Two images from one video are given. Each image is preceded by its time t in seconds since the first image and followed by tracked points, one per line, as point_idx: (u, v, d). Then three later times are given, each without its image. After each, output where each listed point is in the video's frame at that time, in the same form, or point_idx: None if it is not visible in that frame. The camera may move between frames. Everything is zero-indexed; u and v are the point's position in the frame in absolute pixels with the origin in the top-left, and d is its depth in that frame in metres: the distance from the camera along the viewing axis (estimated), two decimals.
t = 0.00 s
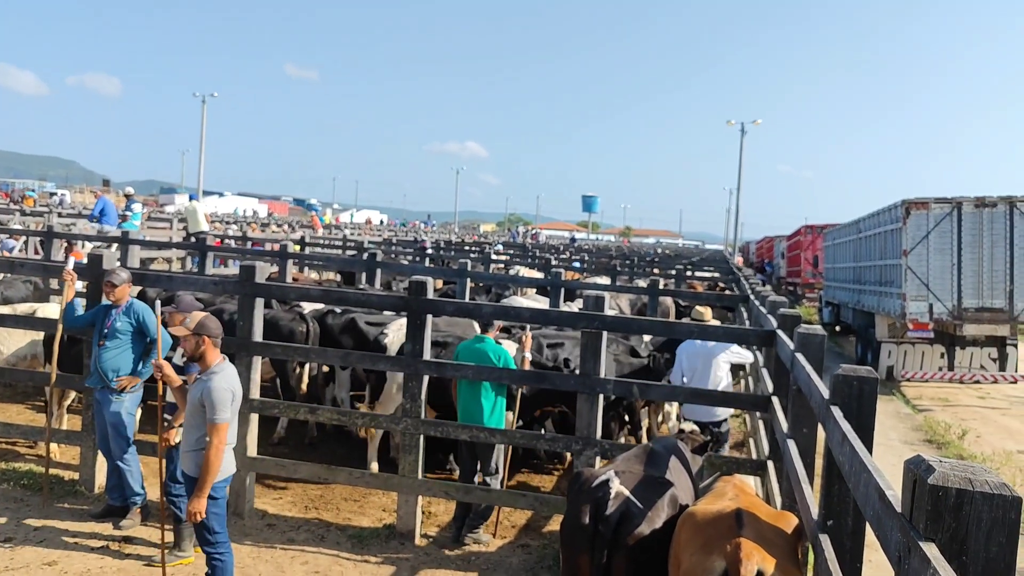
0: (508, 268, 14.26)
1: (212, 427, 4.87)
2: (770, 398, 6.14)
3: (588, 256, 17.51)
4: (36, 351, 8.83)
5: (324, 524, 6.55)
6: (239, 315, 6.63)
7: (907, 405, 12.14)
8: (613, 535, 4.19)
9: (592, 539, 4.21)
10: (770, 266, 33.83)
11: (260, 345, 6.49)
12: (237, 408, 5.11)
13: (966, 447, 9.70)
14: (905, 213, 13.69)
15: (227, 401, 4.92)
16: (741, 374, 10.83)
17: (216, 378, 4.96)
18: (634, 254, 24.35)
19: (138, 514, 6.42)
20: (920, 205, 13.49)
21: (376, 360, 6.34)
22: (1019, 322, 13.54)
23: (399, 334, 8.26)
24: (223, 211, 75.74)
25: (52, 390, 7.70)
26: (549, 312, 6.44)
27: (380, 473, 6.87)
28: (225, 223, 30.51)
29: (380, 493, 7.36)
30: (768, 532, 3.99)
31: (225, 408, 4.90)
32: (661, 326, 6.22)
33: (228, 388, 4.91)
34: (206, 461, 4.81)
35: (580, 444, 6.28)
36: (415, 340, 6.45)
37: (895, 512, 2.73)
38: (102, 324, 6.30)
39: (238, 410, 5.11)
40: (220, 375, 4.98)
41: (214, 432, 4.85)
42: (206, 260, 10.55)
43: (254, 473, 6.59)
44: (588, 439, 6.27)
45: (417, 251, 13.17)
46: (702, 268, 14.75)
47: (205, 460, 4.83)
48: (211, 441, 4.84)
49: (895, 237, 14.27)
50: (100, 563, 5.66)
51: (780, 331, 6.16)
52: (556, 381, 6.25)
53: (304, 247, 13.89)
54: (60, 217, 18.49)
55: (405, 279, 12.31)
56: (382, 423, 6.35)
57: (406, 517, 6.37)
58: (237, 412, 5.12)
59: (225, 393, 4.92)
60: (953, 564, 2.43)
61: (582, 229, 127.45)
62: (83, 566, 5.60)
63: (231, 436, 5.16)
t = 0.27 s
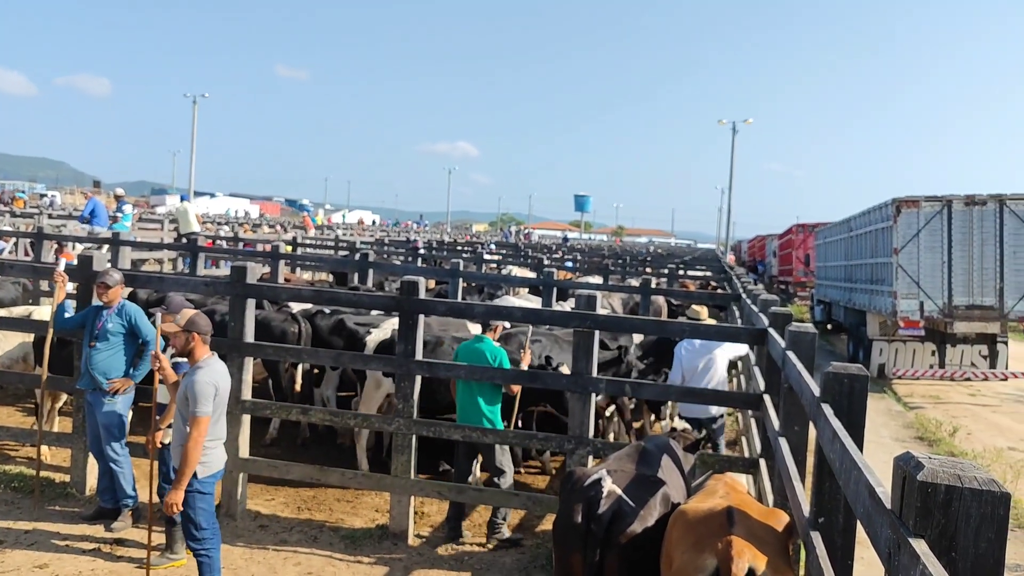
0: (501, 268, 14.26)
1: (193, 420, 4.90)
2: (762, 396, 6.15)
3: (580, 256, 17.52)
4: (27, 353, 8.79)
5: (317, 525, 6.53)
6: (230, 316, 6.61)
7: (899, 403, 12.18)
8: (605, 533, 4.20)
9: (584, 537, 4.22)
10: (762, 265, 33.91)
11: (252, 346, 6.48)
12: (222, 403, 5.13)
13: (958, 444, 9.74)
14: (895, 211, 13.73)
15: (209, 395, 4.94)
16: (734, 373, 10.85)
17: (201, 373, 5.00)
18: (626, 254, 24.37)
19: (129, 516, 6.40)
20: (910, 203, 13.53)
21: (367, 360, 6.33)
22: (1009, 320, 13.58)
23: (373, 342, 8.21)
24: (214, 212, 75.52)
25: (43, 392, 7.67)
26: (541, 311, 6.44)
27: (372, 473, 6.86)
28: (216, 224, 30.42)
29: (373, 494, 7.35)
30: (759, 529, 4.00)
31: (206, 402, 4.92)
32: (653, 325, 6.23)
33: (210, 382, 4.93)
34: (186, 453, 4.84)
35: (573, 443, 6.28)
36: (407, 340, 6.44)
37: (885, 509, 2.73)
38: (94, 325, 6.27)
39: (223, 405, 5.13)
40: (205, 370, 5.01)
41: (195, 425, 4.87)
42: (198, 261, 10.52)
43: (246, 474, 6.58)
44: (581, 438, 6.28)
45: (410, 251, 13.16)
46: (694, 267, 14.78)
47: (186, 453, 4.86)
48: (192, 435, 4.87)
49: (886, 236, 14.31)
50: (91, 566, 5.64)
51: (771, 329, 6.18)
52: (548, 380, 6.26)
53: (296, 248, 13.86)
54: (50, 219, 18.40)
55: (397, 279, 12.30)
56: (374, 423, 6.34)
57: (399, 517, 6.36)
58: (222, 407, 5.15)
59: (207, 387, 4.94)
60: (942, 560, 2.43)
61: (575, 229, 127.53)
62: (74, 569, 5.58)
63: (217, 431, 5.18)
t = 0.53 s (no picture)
0: (486, 270, 14.25)
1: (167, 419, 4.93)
2: (747, 395, 6.17)
3: (564, 256, 17.52)
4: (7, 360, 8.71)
5: (303, 530, 6.50)
6: (212, 320, 6.57)
7: (883, 400, 12.26)
8: (590, 534, 4.19)
9: (570, 538, 4.21)
10: (747, 265, 34.07)
11: (235, 350, 6.44)
12: (202, 406, 5.14)
13: (941, 441, 9.81)
14: (877, 210, 13.81)
15: (185, 396, 4.96)
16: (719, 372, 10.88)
17: (179, 374, 5.03)
18: (610, 254, 24.42)
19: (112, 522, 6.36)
20: (892, 202, 13.63)
21: (352, 364, 6.30)
22: (990, 317, 13.69)
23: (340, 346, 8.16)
24: (197, 215, 75.08)
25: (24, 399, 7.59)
26: (525, 312, 6.42)
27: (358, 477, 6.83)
28: (200, 228, 30.23)
29: (359, 498, 7.32)
30: (744, 529, 4.01)
31: (181, 403, 4.94)
32: (637, 325, 6.23)
33: (186, 382, 4.96)
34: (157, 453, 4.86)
35: (558, 444, 6.28)
36: (392, 342, 6.41)
37: (867, 507, 2.74)
38: (73, 332, 6.21)
39: (203, 408, 5.14)
40: (185, 372, 5.05)
41: (168, 425, 4.89)
42: (181, 265, 10.45)
43: (230, 479, 6.53)
44: (566, 439, 6.28)
45: (394, 253, 13.12)
46: (679, 266, 14.82)
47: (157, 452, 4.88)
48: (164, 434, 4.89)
49: (869, 234, 14.40)
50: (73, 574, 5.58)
51: (756, 328, 6.20)
52: (534, 382, 6.25)
53: (280, 250, 13.80)
54: (30, 224, 18.23)
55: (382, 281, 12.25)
56: (359, 426, 6.31)
57: (385, 521, 6.33)
58: (202, 410, 5.15)
59: (183, 388, 4.97)
60: (924, 557, 2.44)
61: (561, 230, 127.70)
62: None
63: (198, 434, 5.18)
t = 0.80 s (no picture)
0: (466, 267, 14.23)
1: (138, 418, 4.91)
2: (726, 389, 6.20)
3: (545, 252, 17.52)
4: None
5: (283, 531, 6.46)
6: (190, 321, 6.51)
7: (862, 392, 12.35)
8: (570, 532, 4.20)
9: (550, 535, 4.21)
10: (727, 258, 34.24)
11: (213, 351, 6.38)
12: (176, 405, 5.10)
13: (919, 432, 9.91)
14: (855, 203, 13.91)
15: (156, 395, 4.94)
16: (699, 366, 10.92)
17: (152, 373, 5.00)
18: (591, 250, 24.46)
19: (89, 526, 6.28)
20: (870, 195, 13.73)
21: (331, 363, 6.27)
22: (967, 308, 13.85)
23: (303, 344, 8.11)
24: (176, 214, 74.46)
25: None
26: (505, 309, 6.41)
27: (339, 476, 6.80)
28: (177, 227, 29.98)
29: (341, 497, 7.30)
30: (723, 523, 4.02)
31: (152, 402, 4.91)
32: (617, 320, 6.23)
33: (156, 382, 4.93)
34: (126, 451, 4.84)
35: (540, 441, 6.28)
36: (371, 341, 6.38)
37: (842, 502, 2.76)
38: (46, 335, 6.15)
39: (176, 407, 5.10)
40: (157, 371, 5.01)
41: (139, 424, 4.87)
42: (157, 265, 10.36)
43: (210, 480, 6.48)
44: (547, 435, 6.28)
45: (374, 251, 13.08)
46: (660, 261, 14.86)
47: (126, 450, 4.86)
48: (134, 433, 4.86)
49: (847, 227, 14.50)
50: None
51: (735, 323, 6.23)
52: (514, 379, 6.25)
53: (258, 249, 13.70)
54: (3, 225, 18.01)
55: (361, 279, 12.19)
56: (339, 426, 6.28)
57: (367, 520, 6.31)
58: (176, 409, 5.11)
59: (154, 387, 4.94)
60: (898, 550, 2.45)
61: (543, 225, 127.77)
62: None
63: (173, 433, 5.15)
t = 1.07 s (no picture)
0: (448, 262, 14.22)
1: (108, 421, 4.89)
2: (707, 383, 6.23)
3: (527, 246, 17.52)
4: None
5: (265, 530, 6.44)
6: (167, 319, 6.45)
7: (842, 383, 12.45)
8: (549, 529, 4.21)
9: (529, 532, 4.22)
10: (709, 251, 34.38)
11: (191, 350, 6.34)
12: (147, 406, 5.07)
13: (898, 422, 10.00)
14: (834, 195, 13.99)
15: (124, 398, 4.90)
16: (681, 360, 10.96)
17: (120, 376, 4.95)
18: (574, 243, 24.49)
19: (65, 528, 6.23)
20: (849, 187, 13.82)
21: (311, 361, 6.24)
22: (945, 299, 13.97)
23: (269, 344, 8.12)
24: (156, 210, 73.86)
25: None
26: (485, 305, 6.39)
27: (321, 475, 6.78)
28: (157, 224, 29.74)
29: (323, 496, 7.28)
30: (703, 518, 4.04)
31: (121, 404, 4.89)
32: (597, 316, 6.24)
33: (124, 385, 4.89)
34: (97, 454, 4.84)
35: (521, 436, 6.29)
36: (351, 338, 6.36)
37: (818, 498, 2.77)
38: (21, 335, 6.10)
39: (146, 407, 5.07)
40: (126, 374, 4.96)
41: (110, 427, 4.86)
42: (136, 263, 10.28)
43: (190, 480, 6.45)
44: (529, 431, 6.29)
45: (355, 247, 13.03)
46: (642, 255, 14.90)
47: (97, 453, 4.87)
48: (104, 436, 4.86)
49: (826, 220, 14.58)
50: None
51: (714, 317, 6.26)
52: (494, 375, 6.24)
53: (238, 246, 13.62)
54: None
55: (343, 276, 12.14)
56: (320, 424, 6.26)
57: (349, 518, 6.30)
58: (147, 410, 5.08)
59: (123, 390, 4.90)
60: (872, 548, 2.46)
61: (526, 218, 127.75)
62: None
63: (144, 434, 5.13)
